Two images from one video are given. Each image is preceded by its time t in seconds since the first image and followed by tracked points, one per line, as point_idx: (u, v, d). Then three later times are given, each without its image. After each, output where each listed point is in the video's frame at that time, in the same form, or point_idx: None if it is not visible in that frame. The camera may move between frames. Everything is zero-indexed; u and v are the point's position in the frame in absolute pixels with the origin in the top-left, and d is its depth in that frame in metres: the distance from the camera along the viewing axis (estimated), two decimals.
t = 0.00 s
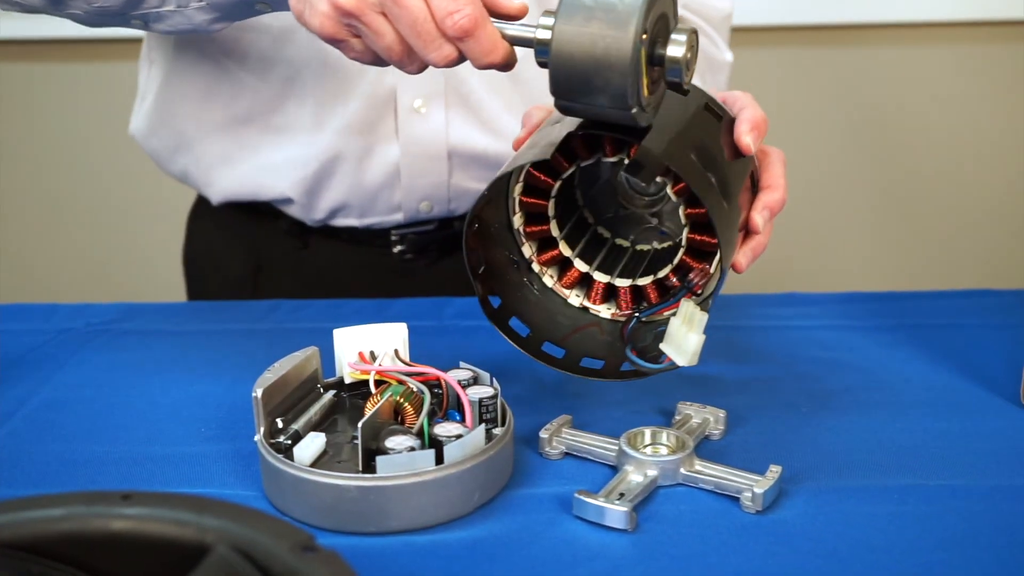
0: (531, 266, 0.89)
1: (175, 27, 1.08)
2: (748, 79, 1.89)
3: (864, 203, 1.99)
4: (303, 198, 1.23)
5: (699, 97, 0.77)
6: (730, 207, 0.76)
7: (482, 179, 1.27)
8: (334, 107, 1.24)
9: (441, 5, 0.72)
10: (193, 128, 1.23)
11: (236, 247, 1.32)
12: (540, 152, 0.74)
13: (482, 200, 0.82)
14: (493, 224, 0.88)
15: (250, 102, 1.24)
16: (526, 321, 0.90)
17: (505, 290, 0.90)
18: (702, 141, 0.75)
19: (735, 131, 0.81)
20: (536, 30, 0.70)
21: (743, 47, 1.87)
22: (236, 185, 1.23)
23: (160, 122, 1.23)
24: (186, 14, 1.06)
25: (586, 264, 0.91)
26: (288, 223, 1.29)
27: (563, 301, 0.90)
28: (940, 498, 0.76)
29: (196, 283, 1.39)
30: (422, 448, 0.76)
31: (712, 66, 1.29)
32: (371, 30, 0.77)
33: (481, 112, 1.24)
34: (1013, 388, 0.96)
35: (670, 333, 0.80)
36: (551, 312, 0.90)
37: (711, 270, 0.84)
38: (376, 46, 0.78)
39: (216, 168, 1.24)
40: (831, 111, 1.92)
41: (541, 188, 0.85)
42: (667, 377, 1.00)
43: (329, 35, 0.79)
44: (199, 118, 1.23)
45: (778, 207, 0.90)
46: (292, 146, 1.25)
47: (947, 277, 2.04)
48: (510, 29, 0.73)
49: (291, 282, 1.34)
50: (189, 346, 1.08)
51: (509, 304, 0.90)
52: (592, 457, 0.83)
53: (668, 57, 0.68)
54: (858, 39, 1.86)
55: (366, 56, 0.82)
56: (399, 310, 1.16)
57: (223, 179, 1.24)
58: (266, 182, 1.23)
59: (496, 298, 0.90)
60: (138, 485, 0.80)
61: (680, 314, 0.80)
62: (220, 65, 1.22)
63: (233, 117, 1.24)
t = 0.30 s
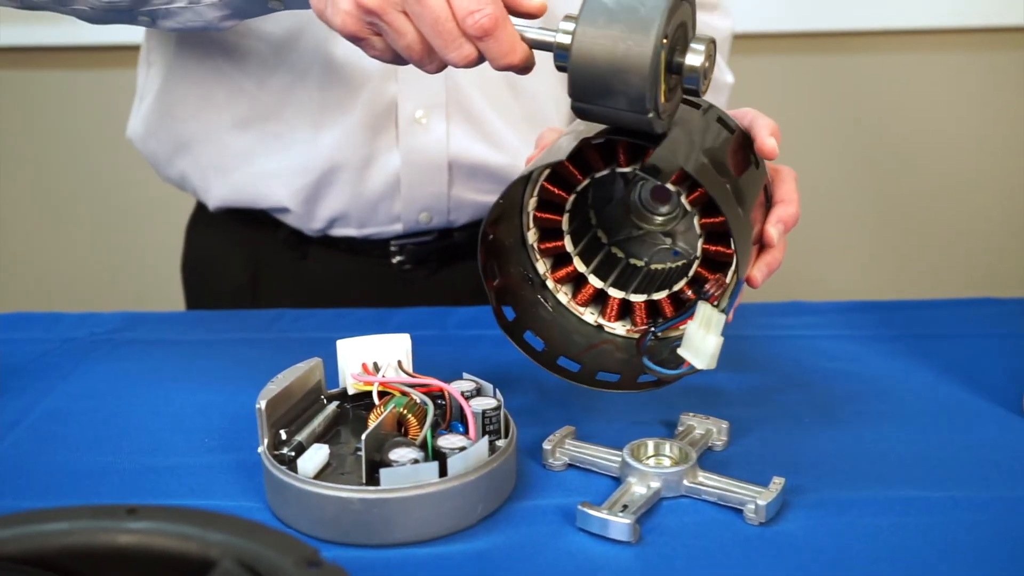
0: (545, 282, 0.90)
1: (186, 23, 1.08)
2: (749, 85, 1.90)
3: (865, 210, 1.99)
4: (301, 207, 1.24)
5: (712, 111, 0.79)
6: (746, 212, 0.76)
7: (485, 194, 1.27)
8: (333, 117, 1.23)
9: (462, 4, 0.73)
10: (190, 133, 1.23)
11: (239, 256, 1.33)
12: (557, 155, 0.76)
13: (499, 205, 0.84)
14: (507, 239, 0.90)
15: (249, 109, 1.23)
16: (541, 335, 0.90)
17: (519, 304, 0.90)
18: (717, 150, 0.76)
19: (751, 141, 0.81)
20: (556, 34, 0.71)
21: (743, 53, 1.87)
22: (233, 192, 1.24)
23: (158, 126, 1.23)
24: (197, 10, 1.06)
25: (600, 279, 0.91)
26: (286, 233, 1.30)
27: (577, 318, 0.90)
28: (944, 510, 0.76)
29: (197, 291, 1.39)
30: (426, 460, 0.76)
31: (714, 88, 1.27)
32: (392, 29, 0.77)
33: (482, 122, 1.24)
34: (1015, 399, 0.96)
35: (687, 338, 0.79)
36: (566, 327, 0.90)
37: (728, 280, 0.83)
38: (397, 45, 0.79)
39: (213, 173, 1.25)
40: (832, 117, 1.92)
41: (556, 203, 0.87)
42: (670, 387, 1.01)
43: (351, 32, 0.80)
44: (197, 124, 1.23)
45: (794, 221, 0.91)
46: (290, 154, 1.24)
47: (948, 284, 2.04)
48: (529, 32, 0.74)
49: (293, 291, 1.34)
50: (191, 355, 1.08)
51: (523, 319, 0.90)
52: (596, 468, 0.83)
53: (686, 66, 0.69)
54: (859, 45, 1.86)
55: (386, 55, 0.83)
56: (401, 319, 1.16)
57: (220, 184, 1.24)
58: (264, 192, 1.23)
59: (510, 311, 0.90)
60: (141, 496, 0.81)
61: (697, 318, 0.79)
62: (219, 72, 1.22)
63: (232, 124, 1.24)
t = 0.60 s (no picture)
0: (551, 288, 0.90)
1: (190, 35, 1.08)
2: (749, 98, 1.91)
3: (866, 223, 2.00)
4: (304, 222, 1.25)
5: (721, 121, 0.80)
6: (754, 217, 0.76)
7: (486, 208, 1.27)
8: (334, 132, 1.24)
9: (469, 11, 0.74)
10: (192, 146, 1.24)
11: (241, 270, 1.33)
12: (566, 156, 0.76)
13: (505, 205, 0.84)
14: (513, 242, 0.89)
15: (251, 123, 1.24)
16: (546, 340, 0.90)
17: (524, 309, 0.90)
18: (725, 155, 0.76)
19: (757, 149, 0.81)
20: (563, 38, 0.71)
21: (744, 67, 1.88)
22: (234, 206, 1.24)
23: (161, 139, 1.24)
24: (202, 22, 1.05)
25: (606, 287, 0.90)
26: (288, 248, 1.31)
27: (583, 326, 0.90)
28: (944, 526, 0.77)
29: (199, 305, 1.40)
30: (429, 476, 0.76)
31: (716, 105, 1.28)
32: (400, 39, 0.78)
33: (483, 138, 1.25)
34: (1016, 414, 0.96)
35: (694, 338, 0.79)
36: (572, 334, 0.90)
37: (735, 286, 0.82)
38: (406, 54, 0.79)
39: (215, 187, 1.25)
40: (831, 130, 1.93)
41: (563, 207, 0.87)
42: (671, 401, 1.01)
43: (359, 44, 0.80)
44: (199, 137, 1.24)
45: (802, 230, 0.92)
46: (292, 168, 1.25)
47: (948, 297, 2.05)
48: (536, 36, 0.75)
49: (295, 305, 1.35)
50: (194, 370, 1.09)
51: (529, 324, 0.90)
52: (597, 483, 0.84)
53: (695, 68, 0.70)
54: (859, 59, 1.87)
55: (394, 63, 0.84)
56: (403, 334, 1.17)
57: (222, 198, 1.25)
58: (265, 206, 1.24)
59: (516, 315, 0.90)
60: (144, 511, 0.81)
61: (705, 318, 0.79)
62: (221, 86, 1.23)
63: (233, 138, 1.24)
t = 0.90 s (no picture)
0: (544, 288, 0.90)
1: (190, 47, 1.09)
2: (748, 104, 1.91)
3: (865, 228, 2.01)
4: (303, 230, 1.25)
5: (719, 127, 0.81)
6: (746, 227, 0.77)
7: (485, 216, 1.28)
8: (333, 141, 1.25)
9: (465, 25, 0.74)
10: (192, 154, 1.24)
11: (243, 276, 1.34)
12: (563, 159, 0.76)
13: (501, 203, 0.83)
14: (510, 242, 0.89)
15: (251, 131, 1.25)
16: (536, 339, 0.89)
17: (517, 307, 0.90)
18: (720, 163, 0.77)
19: (749, 156, 0.82)
20: (559, 48, 0.72)
21: (743, 73, 1.89)
22: (234, 214, 1.25)
23: (161, 146, 1.24)
24: (201, 33, 1.06)
25: (599, 288, 0.91)
26: (288, 255, 1.31)
27: (575, 326, 0.90)
28: (941, 531, 0.77)
29: (201, 311, 1.40)
30: (429, 482, 0.77)
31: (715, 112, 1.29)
32: (397, 53, 0.78)
33: (483, 147, 1.26)
34: (1013, 420, 0.97)
35: (681, 344, 0.79)
36: (563, 334, 0.90)
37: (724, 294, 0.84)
38: (403, 67, 0.80)
39: (216, 195, 1.26)
40: (831, 136, 1.94)
41: (558, 207, 0.87)
42: (670, 407, 1.01)
43: (357, 59, 0.81)
44: (199, 145, 1.24)
45: (795, 240, 0.92)
46: (291, 175, 1.25)
47: (947, 303, 2.06)
48: (533, 46, 0.75)
49: (296, 311, 1.36)
50: (196, 376, 1.09)
51: (520, 323, 0.89)
52: (597, 489, 0.84)
53: (689, 75, 0.70)
54: (858, 65, 1.88)
55: (392, 75, 0.84)
56: (404, 340, 1.17)
57: (222, 205, 1.26)
58: (265, 213, 1.25)
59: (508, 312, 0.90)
60: (148, 517, 0.81)
61: (693, 324, 0.79)
62: (222, 94, 1.24)
63: (232, 148, 1.25)
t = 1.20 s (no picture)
0: (545, 301, 0.91)
1: (194, 59, 1.10)
2: (748, 111, 1.93)
3: (864, 234, 2.02)
4: (306, 240, 1.27)
5: (716, 142, 0.80)
6: (743, 242, 0.78)
7: (486, 226, 1.29)
8: (335, 153, 1.26)
9: (465, 42, 0.75)
10: (196, 165, 1.26)
11: (247, 285, 1.35)
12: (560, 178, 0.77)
13: (503, 219, 0.83)
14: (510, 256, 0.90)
15: (254, 143, 1.26)
16: (537, 352, 0.90)
17: (517, 321, 0.90)
18: (718, 179, 0.78)
19: (746, 170, 0.82)
20: (559, 64, 0.73)
21: (744, 80, 1.90)
22: (238, 225, 1.27)
23: (165, 158, 1.25)
24: (205, 47, 1.07)
25: (599, 302, 0.92)
26: (291, 265, 1.33)
27: (575, 338, 0.91)
28: (937, 541, 0.78)
29: (205, 320, 1.42)
30: (432, 492, 0.78)
31: (716, 123, 1.30)
32: (399, 67, 0.79)
33: (485, 157, 1.27)
34: (1010, 429, 0.98)
35: (680, 358, 0.81)
36: (563, 347, 0.90)
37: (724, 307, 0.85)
38: (405, 81, 0.81)
39: (219, 206, 1.27)
40: (830, 143, 1.95)
41: (558, 222, 0.88)
42: (669, 416, 1.03)
43: (359, 73, 0.82)
44: (202, 157, 1.25)
45: (793, 253, 0.93)
46: (293, 188, 1.27)
47: (946, 309, 2.07)
48: (533, 62, 0.76)
49: (299, 320, 1.37)
50: (201, 385, 1.10)
51: (522, 337, 0.90)
52: (597, 499, 0.85)
53: (686, 95, 0.71)
54: (858, 73, 1.89)
55: (395, 88, 0.85)
56: (406, 349, 1.19)
57: (226, 216, 1.27)
58: (269, 225, 1.26)
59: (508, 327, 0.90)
60: (154, 525, 0.82)
61: (691, 339, 0.81)
62: (226, 106, 1.25)
63: (235, 159, 1.26)
